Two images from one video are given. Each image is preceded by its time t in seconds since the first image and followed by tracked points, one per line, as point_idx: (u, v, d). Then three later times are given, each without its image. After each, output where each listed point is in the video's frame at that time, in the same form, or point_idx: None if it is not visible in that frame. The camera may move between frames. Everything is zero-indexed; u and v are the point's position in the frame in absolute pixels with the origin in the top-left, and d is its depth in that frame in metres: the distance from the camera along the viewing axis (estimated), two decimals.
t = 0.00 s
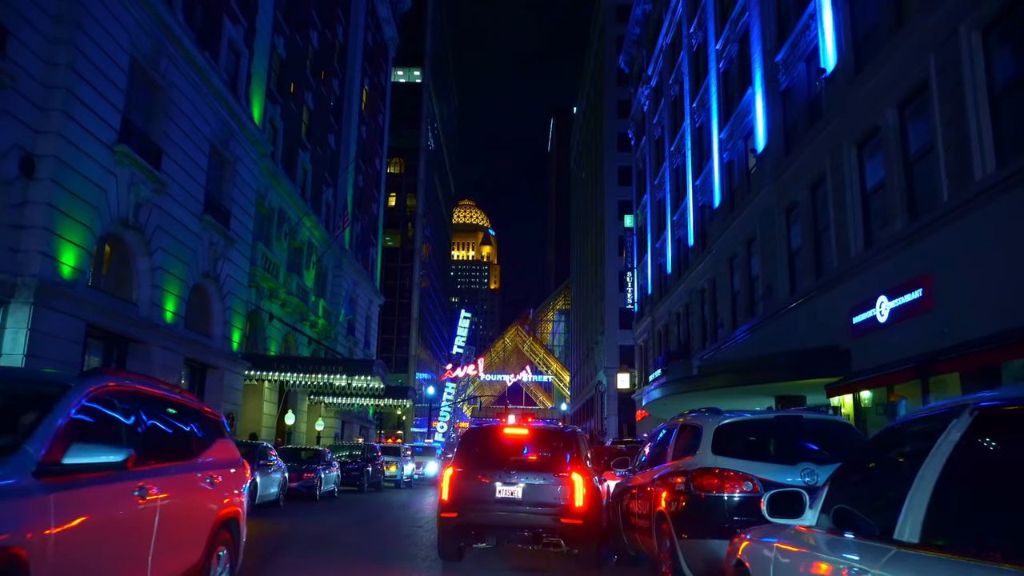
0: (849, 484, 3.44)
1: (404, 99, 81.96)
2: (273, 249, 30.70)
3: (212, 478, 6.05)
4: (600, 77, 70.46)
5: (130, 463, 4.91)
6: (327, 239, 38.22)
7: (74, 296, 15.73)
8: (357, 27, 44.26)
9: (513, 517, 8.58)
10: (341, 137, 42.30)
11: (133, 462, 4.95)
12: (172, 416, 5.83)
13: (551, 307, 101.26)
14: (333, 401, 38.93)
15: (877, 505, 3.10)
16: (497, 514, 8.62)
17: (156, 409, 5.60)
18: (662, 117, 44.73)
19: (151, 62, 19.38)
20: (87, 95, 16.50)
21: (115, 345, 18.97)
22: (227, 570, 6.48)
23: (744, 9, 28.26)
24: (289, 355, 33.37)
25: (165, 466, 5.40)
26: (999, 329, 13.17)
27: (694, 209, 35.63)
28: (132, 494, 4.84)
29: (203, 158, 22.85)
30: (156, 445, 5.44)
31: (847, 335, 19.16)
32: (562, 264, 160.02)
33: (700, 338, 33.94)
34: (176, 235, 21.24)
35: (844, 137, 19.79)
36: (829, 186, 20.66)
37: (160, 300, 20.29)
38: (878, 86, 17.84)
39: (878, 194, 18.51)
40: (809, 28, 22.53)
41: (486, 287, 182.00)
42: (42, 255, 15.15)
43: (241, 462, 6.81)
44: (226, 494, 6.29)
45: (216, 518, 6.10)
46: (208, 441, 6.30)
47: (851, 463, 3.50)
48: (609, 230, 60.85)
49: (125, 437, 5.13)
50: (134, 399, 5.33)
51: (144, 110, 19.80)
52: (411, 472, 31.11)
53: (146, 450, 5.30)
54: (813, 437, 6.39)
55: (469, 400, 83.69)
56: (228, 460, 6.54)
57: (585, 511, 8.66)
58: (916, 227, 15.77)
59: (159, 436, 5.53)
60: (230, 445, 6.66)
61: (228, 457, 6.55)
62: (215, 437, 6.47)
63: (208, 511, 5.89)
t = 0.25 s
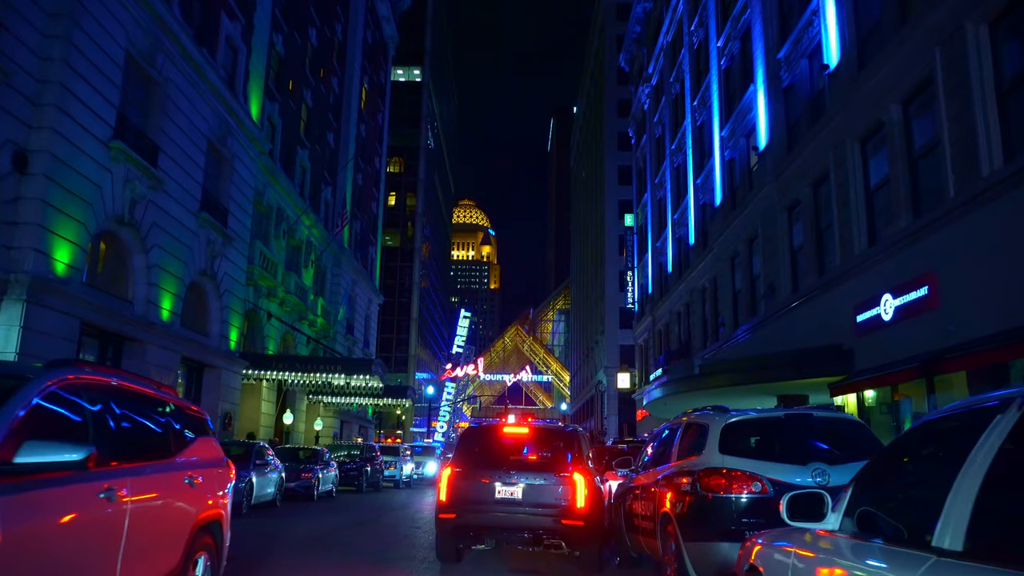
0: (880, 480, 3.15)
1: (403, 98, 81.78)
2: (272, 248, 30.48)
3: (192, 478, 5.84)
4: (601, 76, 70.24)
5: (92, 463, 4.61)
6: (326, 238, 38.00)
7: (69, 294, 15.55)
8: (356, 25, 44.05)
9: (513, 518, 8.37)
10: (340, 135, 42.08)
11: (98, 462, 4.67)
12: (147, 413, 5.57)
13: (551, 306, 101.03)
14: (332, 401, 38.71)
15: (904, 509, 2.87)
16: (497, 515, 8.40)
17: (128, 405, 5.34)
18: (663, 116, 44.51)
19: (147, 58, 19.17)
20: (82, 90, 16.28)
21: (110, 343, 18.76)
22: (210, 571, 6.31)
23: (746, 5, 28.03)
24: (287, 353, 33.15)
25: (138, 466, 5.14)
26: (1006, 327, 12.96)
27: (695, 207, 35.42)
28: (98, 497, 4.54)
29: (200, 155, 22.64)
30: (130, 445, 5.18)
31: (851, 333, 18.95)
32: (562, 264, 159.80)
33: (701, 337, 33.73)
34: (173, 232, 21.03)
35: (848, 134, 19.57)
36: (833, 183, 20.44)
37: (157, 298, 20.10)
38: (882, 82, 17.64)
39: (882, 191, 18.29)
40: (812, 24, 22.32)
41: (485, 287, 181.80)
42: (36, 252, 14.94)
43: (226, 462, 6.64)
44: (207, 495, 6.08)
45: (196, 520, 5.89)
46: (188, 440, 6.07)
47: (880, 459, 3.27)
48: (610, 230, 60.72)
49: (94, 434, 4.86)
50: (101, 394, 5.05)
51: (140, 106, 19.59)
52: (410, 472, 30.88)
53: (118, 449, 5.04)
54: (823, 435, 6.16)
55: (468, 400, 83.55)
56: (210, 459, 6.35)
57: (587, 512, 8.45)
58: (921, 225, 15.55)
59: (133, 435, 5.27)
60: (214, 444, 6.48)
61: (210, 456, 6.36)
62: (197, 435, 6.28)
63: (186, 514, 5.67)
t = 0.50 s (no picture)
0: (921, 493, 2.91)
1: (403, 96, 81.56)
2: (270, 246, 30.27)
3: (168, 479, 5.52)
4: (601, 75, 70.02)
5: (39, 462, 4.25)
6: (324, 236, 37.80)
7: (63, 291, 15.34)
8: (355, 23, 43.84)
9: (514, 520, 8.15)
10: (339, 133, 41.87)
11: (46, 459, 4.32)
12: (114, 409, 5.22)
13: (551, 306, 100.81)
14: (331, 400, 38.50)
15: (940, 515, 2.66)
16: (497, 516, 8.19)
17: (90, 398, 4.98)
18: (663, 114, 44.28)
19: (142, 53, 18.96)
20: (76, 84, 16.07)
21: (105, 341, 18.55)
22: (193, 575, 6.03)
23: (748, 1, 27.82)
24: (286, 353, 32.95)
25: (104, 466, 4.78)
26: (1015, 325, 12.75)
27: (696, 205, 35.21)
28: (53, 500, 4.15)
29: (197, 152, 22.43)
30: (91, 441, 4.82)
31: (855, 332, 18.73)
32: (562, 264, 159.60)
33: (703, 336, 33.54)
34: (169, 230, 20.81)
35: (851, 130, 19.36)
36: (836, 180, 20.23)
37: (153, 296, 19.89)
38: (886, 77, 17.42)
39: (886, 188, 18.08)
40: (815, 20, 22.11)
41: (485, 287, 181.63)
42: (28, 248, 14.71)
43: (205, 459, 6.35)
44: (185, 498, 5.77)
45: (174, 525, 5.58)
46: (162, 439, 5.73)
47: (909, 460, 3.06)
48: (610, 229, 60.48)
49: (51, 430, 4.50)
50: (57, 385, 4.68)
51: (136, 101, 19.38)
52: (409, 473, 30.66)
53: (78, 448, 4.68)
54: (833, 434, 5.96)
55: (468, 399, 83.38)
56: (192, 458, 6.10)
57: (589, 513, 8.24)
58: (927, 221, 15.34)
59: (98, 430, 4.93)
60: (191, 441, 6.18)
61: (190, 454, 6.12)
62: (177, 432, 6.04)
63: (164, 515, 5.41)
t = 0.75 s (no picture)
0: (954, 501, 2.72)
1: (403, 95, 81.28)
2: (268, 244, 30.05)
3: (132, 481, 5.21)
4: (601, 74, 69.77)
5: None
6: (323, 235, 37.56)
7: (56, 288, 15.12)
8: (355, 20, 43.60)
9: (514, 521, 7.94)
10: (338, 131, 41.64)
11: None
12: (74, 406, 4.92)
13: (551, 306, 100.57)
14: (329, 400, 38.28)
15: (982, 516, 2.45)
16: (496, 517, 7.97)
17: (47, 392, 4.66)
18: (664, 112, 44.05)
19: (138, 48, 18.75)
20: (70, 78, 15.86)
21: (100, 340, 18.33)
22: None
23: None
24: (284, 352, 32.74)
25: (60, 468, 4.47)
26: None
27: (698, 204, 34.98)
28: None
29: (194, 149, 22.20)
30: (39, 438, 4.46)
31: (859, 330, 18.50)
32: (562, 264, 159.38)
33: (704, 335, 33.31)
34: (165, 227, 20.59)
35: (855, 126, 19.14)
36: (840, 176, 19.99)
37: (149, 294, 19.65)
38: (891, 72, 17.20)
39: (891, 184, 17.86)
40: (818, 15, 21.87)
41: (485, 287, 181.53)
42: (21, 245, 14.51)
43: (176, 458, 6.07)
44: (154, 500, 5.48)
45: (141, 529, 5.29)
46: (128, 437, 5.43)
47: (938, 464, 2.85)
48: (610, 228, 60.22)
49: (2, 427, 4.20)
50: (15, 378, 4.36)
51: (131, 97, 19.15)
52: (408, 472, 30.42)
53: (23, 445, 4.33)
54: (845, 432, 5.75)
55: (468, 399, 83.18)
56: (166, 457, 5.91)
57: (592, 514, 8.02)
58: (933, 217, 15.11)
59: (46, 427, 4.56)
60: (159, 441, 5.88)
61: (165, 452, 5.92)
62: (143, 429, 5.74)
63: (130, 519, 5.12)
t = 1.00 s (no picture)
0: (1009, 511, 2.50)
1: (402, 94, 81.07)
2: (266, 242, 29.83)
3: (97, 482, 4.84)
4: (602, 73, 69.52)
5: None
6: (322, 233, 37.32)
7: (49, 285, 14.91)
8: (354, 18, 43.35)
9: (514, 523, 7.72)
10: (337, 129, 41.39)
11: None
12: (37, 398, 4.55)
13: (551, 305, 100.32)
14: (328, 399, 38.06)
15: None
16: (497, 519, 7.75)
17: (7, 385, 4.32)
18: (665, 110, 43.82)
19: (134, 43, 18.53)
20: (64, 73, 15.63)
21: (95, 338, 18.12)
22: None
23: None
24: (283, 351, 32.53)
25: (19, 467, 4.15)
26: None
27: (699, 202, 34.75)
28: None
29: (191, 145, 21.98)
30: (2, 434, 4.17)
31: (864, 328, 18.27)
32: (562, 263, 159.17)
33: (705, 334, 33.09)
34: (162, 224, 20.38)
35: (860, 122, 18.92)
36: (844, 173, 19.77)
37: (144, 292, 19.44)
38: (897, 66, 16.98)
39: (896, 180, 17.63)
40: (822, 10, 21.63)
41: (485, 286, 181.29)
42: (13, 242, 14.29)
43: (148, 456, 5.71)
44: (120, 503, 5.11)
45: (104, 534, 4.91)
46: (95, 434, 5.05)
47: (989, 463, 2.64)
48: (611, 227, 59.96)
49: None
50: None
51: (127, 92, 18.93)
52: (407, 472, 30.18)
53: None
54: (859, 430, 5.54)
55: (468, 399, 83.00)
56: (138, 457, 5.57)
57: (595, 516, 7.79)
58: (940, 213, 14.89)
59: (9, 421, 4.26)
60: (129, 438, 5.51)
61: (136, 451, 5.57)
62: (112, 426, 5.36)
63: (92, 524, 4.75)
